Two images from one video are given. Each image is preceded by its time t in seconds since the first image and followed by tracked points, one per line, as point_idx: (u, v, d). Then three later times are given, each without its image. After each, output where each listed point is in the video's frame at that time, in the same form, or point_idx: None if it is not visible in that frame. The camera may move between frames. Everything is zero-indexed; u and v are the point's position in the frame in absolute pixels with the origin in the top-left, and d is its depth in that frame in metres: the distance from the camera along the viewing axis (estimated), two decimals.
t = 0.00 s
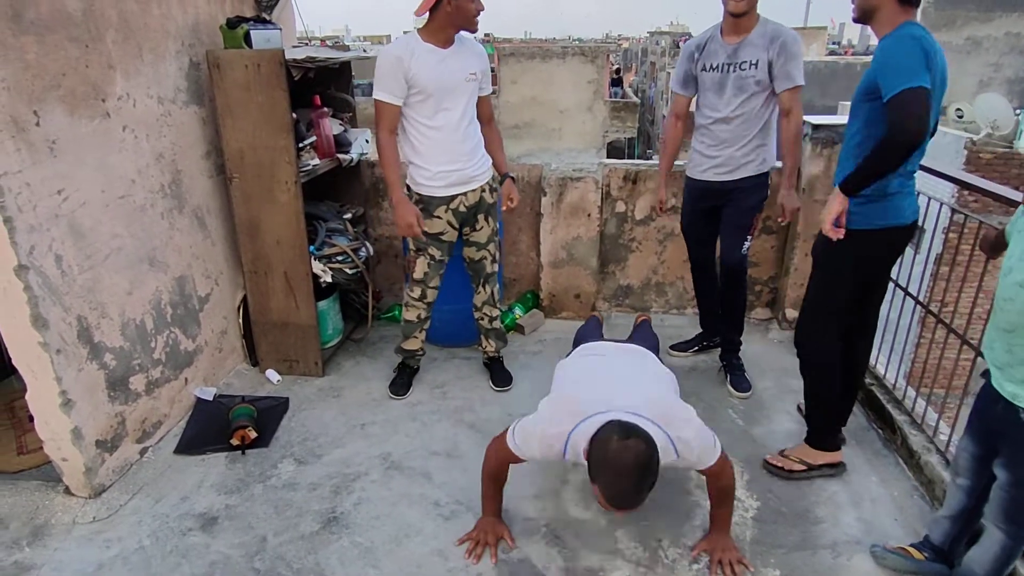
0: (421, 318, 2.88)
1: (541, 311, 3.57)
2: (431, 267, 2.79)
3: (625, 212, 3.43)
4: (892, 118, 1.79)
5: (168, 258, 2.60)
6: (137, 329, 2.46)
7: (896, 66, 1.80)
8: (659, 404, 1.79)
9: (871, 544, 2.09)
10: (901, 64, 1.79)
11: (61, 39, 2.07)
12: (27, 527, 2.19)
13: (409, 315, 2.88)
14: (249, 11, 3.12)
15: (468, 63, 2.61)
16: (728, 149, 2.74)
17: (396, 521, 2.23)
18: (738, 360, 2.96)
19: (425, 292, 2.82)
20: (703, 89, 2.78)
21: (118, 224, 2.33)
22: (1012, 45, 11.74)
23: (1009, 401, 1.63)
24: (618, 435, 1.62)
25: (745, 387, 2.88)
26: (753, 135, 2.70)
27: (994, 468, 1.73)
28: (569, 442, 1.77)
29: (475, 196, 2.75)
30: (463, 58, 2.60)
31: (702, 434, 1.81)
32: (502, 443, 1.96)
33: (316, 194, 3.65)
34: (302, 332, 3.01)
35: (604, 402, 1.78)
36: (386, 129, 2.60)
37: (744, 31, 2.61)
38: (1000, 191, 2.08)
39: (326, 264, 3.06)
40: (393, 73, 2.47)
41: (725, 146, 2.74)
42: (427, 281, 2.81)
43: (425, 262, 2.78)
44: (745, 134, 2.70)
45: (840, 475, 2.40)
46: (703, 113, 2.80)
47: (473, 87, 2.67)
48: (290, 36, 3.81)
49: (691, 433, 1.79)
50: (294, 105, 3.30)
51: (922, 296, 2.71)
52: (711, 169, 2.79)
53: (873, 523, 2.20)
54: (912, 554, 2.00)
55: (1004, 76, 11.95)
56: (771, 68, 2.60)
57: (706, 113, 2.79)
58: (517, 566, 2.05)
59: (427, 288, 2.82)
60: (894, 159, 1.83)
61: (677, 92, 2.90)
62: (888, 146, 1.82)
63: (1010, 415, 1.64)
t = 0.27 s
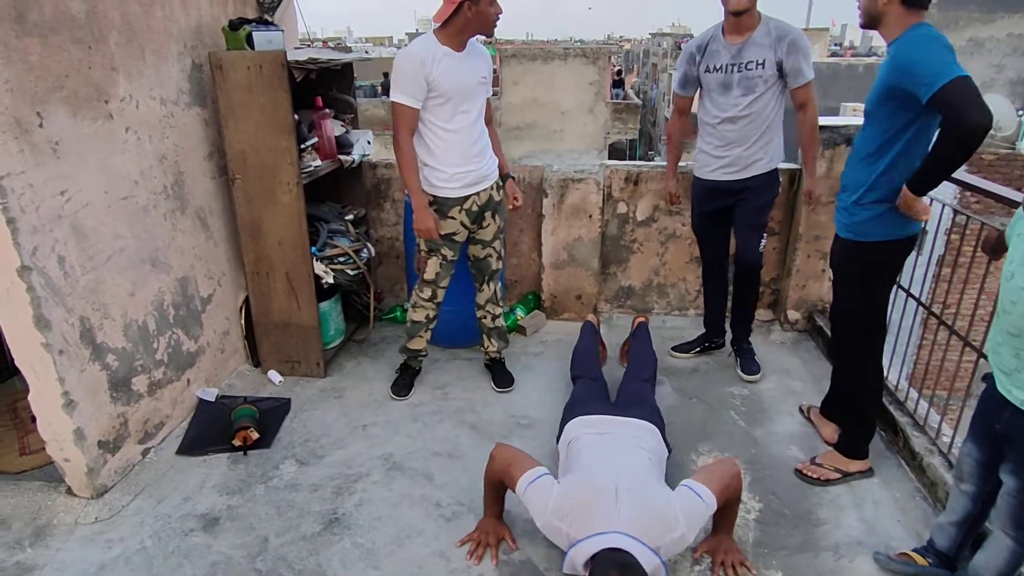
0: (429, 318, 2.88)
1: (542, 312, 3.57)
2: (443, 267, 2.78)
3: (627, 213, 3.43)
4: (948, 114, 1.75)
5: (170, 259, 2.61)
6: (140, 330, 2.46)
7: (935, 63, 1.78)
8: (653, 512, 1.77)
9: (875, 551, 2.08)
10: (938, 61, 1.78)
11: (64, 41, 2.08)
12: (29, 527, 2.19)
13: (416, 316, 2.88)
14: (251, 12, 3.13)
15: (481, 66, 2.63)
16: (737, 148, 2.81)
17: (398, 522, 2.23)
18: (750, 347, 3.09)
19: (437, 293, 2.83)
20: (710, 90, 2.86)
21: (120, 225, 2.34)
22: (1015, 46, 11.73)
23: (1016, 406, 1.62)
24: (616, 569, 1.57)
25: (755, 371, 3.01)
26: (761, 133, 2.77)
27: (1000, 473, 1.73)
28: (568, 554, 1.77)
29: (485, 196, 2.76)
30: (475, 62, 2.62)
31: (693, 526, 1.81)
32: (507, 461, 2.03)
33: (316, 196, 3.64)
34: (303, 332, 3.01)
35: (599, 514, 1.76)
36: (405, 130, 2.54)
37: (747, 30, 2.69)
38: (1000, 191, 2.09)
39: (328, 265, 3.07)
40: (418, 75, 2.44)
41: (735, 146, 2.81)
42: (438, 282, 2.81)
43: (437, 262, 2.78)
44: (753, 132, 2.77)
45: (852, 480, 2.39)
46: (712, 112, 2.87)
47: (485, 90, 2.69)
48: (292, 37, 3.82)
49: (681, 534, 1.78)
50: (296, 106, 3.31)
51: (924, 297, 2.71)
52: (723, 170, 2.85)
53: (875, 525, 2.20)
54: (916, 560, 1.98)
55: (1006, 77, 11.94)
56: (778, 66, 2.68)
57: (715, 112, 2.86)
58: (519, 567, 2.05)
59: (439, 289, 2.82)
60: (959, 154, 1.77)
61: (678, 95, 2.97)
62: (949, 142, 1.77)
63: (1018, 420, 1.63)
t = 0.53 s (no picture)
0: (433, 317, 2.88)
1: (542, 312, 3.57)
2: (451, 266, 2.78)
3: (627, 213, 3.42)
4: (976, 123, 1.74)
5: (170, 259, 2.61)
6: (140, 330, 2.46)
7: (958, 73, 1.76)
8: (659, 447, 1.79)
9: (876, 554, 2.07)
10: (960, 70, 1.76)
11: (65, 41, 2.08)
12: (29, 528, 2.19)
13: (421, 315, 2.87)
14: (251, 12, 3.13)
15: (492, 68, 2.63)
16: (747, 148, 2.83)
17: (398, 522, 2.23)
18: (764, 326, 3.28)
19: (444, 291, 2.82)
20: (721, 90, 2.88)
21: (121, 224, 2.34)
22: (1015, 46, 11.74)
23: (1016, 409, 1.62)
24: (618, 471, 1.63)
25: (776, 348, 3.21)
26: (771, 133, 2.80)
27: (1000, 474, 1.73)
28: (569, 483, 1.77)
29: (493, 195, 2.77)
30: (487, 65, 2.62)
31: (704, 480, 1.80)
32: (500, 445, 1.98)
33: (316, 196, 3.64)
34: (304, 332, 3.01)
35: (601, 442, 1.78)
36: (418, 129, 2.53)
37: (757, 31, 2.72)
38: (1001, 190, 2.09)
39: (329, 265, 3.07)
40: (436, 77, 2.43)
41: (746, 146, 2.83)
42: (446, 281, 2.81)
43: (445, 261, 2.77)
44: (764, 132, 2.79)
45: (853, 480, 2.38)
46: (722, 112, 2.89)
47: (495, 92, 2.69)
48: (292, 37, 3.81)
49: (690, 476, 1.78)
50: (296, 106, 3.31)
51: (924, 296, 2.71)
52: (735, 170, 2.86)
53: (875, 525, 2.20)
54: (917, 564, 1.96)
55: (1005, 77, 11.94)
56: (787, 67, 2.73)
57: (725, 112, 2.87)
58: (520, 567, 2.05)
59: (445, 288, 2.82)
60: (986, 162, 1.76)
61: (697, 94, 3.03)
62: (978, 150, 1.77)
63: (1018, 421, 1.63)
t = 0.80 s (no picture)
0: (437, 313, 2.87)
1: (541, 309, 3.57)
2: (456, 262, 2.78)
3: (626, 210, 3.42)
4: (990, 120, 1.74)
5: (169, 256, 2.60)
6: (138, 326, 2.46)
7: (970, 71, 1.76)
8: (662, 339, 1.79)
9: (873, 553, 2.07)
10: (971, 68, 1.77)
11: (63, 36, 2.07)
12: (28, 524, 2.19)
13: (424, 312, 2.87)
14: (250, 8, 3.12)
15: (495, 66, 2.64)
16: (763, 148, 2.86)
17: (397, 518, 2.23)
18: (762, 324, 3.30)
19: (449, 287, 2.82)
20: (738, 88, 2.91)
21: (119, 220, 2.33)
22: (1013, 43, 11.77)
23: (1015, 404, 1.62)
24: (624, 340, 1.60)
25: (774, 344, 3.22)
26: (787, 134, 2.83)
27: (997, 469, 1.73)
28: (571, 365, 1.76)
29: (497, 191, 2.76)
30: (492, 62, 2.62)
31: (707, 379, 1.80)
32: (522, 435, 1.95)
33: (314, 193, 3.63)
34: (302, 329, 3.01)
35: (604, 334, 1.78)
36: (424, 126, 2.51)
37: (778, 32, 2.74)
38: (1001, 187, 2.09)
39: (327, 261, 3.07)
40: (445, 74, 2.42)
41: (762, 145, 2.86)
42: (451, 277, 2.81)
43: (451, 258, 2.77)
44: (782, 133, 2.83)
45: (852, 475, 2.39)
46: (739, 110, 2.92)
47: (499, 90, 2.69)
48: (291, 32, 3.80)
49: (697, 370, 1.77)
50: (295, 102, 3.32)
51: (923, 293, 2.71)
52: (749, 169, 2.90)
53: (873, 520, 2.20)
54: (915, 563, 1.96)
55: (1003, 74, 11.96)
56: (807, 69, 2.75)
57: (741, 111, 2.90)
58: (519, 563, 2.05)
59: (450, 284, 2.82)
60: (997, 159, 1.77)
61: (712, 89, 3.04)
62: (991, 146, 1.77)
63: (1016, 416, 1.63)
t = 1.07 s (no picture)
0: (434, 309, 2.87)
1: (538, 305, 3.57)
2: (454, 258, 2.77)
3: (623, 205, 3.42)
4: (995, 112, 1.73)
5: (165, 252, 2.59)
6: (134, 322, 2.45)
7: (975, 62, 1.75)
8: (648, 438, 1.77)
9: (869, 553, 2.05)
10: (975, 60, 1.76)
11: (56, 30, 2.05)
12: (24, 521, 2.19)
13: (422, 308, 2.86)
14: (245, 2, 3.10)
15: (496, 61, 2.63)
16: (774, 141, 2.87)
17: (394, 515, 2.23)
18: (760, 321, 3.31)
19: (447, 283, 2.82)
20: (752, 79, 2.90)
21: (114, 216, 2.32)
22: (1011, 39, 11.81)
23: (1013, 395, 1.62)
24: (611, 493, 1.57)
25: (771, 340, 3.22)
26: (799, 128, 2.83)
27: (994, 463, 1.73)
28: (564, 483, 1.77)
29: (496, 187, 2.76)
30: (493, 58, 2.61)
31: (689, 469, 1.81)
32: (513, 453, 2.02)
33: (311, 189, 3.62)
34: (299, 325, 3.00)
35: (593, 436, 1.75)
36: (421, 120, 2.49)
37: (795, 24, 2.73)
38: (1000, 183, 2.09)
39: (324, 257, 3.06)
40: (446, 69, 2.41)
41: (774, 138, 2.87)
42: (449, 273, 2.80)
43: (449, 254, 2.76)
44: (795, 127, 2.83)
45: (848, 471, 2.39)
46: (752, 102, 2.91)
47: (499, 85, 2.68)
48: (286, 27, 3.79)
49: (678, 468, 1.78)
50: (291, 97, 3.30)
51: (920, 289, 2.71)
52: (758, 162, 2.90)
53: (870, 515, 2.21)
54: (911, 560, 1.96)
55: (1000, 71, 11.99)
56: (823, 62, 2.73)
57: (754, 102, 2.90)
58: (516, 559, 2.05)
59: (448, 280, 2.81)
60: (1000, 151, 1.78)
61: (727, 81, 3.04)
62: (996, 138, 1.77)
63: (1014, 410, 1.63)
